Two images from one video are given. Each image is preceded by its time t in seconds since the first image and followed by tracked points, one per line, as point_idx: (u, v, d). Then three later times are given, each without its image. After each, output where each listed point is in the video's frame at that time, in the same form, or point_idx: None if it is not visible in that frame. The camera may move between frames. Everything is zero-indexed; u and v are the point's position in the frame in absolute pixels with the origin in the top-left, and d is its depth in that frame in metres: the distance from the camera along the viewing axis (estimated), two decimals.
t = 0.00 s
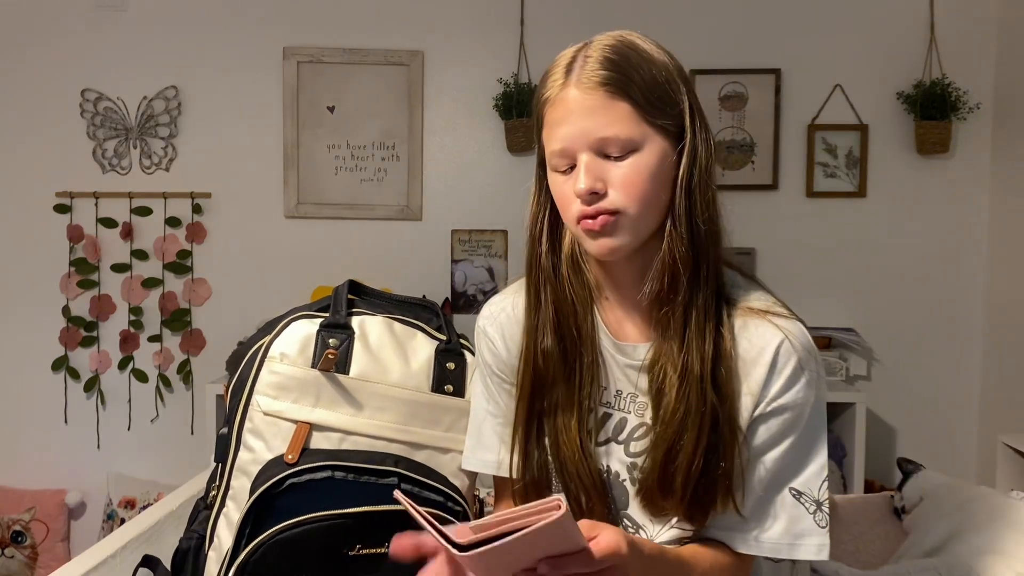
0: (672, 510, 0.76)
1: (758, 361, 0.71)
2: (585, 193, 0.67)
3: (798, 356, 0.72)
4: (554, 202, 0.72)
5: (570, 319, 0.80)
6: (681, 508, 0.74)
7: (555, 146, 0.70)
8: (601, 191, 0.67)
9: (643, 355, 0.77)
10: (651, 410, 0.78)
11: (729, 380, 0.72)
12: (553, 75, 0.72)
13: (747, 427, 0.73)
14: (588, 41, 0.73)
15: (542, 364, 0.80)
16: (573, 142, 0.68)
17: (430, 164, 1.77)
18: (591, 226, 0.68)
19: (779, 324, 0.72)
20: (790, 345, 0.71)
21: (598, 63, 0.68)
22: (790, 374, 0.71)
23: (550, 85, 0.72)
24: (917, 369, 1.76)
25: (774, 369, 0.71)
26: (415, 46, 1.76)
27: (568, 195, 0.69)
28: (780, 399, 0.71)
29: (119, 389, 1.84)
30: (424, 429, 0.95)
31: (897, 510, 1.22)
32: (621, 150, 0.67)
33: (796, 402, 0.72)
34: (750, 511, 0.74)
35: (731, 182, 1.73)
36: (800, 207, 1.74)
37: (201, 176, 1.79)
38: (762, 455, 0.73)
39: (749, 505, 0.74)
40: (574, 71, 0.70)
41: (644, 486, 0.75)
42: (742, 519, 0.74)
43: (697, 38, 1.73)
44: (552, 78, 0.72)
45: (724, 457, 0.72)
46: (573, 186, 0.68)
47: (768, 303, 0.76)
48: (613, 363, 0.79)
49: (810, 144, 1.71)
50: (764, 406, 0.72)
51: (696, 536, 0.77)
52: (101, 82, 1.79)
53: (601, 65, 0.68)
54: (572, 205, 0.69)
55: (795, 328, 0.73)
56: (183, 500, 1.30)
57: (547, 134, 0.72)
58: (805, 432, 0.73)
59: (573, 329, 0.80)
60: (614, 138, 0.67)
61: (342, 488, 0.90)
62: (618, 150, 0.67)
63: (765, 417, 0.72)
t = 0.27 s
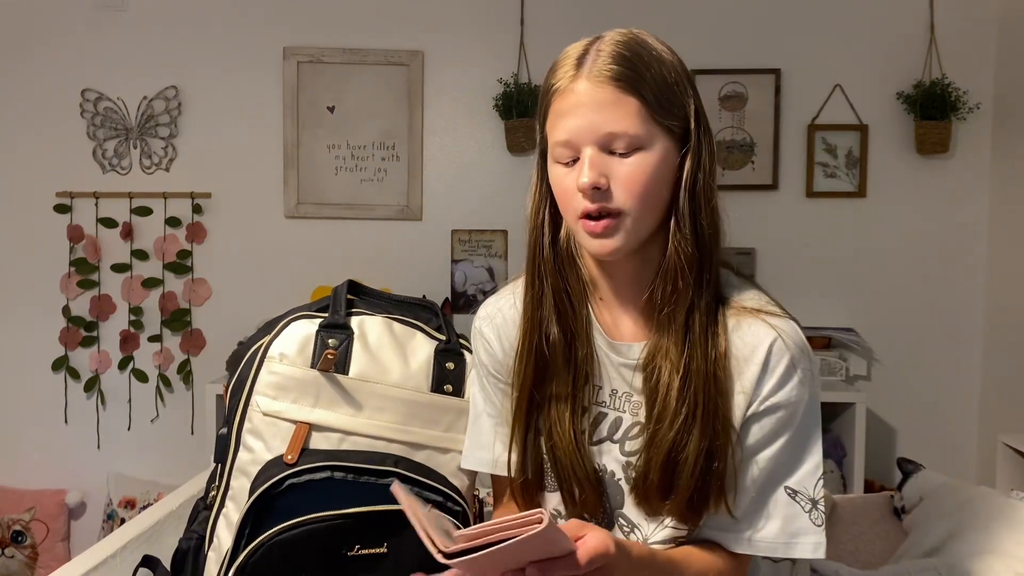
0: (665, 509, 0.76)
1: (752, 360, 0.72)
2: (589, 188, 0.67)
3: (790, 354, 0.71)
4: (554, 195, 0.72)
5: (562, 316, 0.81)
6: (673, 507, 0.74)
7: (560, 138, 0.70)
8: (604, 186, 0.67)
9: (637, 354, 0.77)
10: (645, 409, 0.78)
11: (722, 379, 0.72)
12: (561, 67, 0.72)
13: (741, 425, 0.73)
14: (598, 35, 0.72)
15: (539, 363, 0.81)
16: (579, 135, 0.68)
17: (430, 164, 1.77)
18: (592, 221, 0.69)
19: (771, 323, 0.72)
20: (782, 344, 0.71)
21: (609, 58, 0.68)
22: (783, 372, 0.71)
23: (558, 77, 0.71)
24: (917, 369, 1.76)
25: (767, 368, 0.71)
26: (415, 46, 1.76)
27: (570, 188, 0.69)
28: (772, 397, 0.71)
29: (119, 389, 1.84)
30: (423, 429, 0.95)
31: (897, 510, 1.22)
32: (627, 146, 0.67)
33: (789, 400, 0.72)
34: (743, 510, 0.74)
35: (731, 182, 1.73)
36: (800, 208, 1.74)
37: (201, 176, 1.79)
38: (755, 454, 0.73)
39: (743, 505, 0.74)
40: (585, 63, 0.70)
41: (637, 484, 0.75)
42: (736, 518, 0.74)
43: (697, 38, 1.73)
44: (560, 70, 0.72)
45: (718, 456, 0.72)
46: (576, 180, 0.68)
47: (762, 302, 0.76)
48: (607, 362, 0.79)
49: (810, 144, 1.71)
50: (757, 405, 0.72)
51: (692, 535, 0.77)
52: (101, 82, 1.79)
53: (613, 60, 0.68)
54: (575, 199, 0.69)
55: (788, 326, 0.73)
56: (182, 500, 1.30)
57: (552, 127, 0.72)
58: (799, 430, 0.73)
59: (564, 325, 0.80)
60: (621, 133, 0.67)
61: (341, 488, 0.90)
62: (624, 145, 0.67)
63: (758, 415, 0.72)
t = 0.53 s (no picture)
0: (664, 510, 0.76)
1: (750, 360, 0.72)
2: (583, 190, 0.67)
3: (789, 355, 0.71)
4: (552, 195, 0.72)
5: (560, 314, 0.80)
6: (672, 508, 0.74)
7: (556, 139, 0.70)
8: (599, 188, 0.67)
9: (637, 354, 0.77)
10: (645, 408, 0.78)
11: (721, 379, 0.72)
12: (560, 66, 0.72)
13: (740, 426, 0.73)
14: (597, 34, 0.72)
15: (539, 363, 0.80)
16: (575, 136, 0.68)
17: (430, 164, 1.77)
18: (589, 221, 0.69)
19: (771, 323, 0.72)
20: (781, 344, 0.71)
21: (605, 60, 0.68)
22: (782, 373, 0.71)
23: (556, 75, 0.71)
24: (917, 369, 1.76)
25: (766, 368, 0.71)
26: (414, 46, 1.76)
27: (568, 189, 0.69)
28: (771, 397, 0.71)
29: (119, 389, 1.84)
30: (423, 429, 0.95)
31: (897, 510, 1.22)
32: (623, 148, 0.67)
33: (788, 401, 0.71)
34: (742, 510, 0.74)
35: (731, 182, 1.73)
36: (800, 207, 1.74)
37: (201, 176, 1.79)
38: (754, 455, 0.73)
39: (742, 505, 0.74)
40: (583, 63, 0.69)
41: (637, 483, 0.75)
42: (735, 518, 0.74)
43: (697, 38, 1.73)
44: (559, 69, 0.71)
45: (717, 455, 0.72)
46: (573, 180, 0.68)
47: (761, 302, 0.76)
48: (607, 362, 0.79)
49: (810, 144, 1.71)
50: (756, 405, 0.72)
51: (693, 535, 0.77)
52: (101, 82, 1.79)
53: (609, 62, 0.68)
54: (571, 199, 0.69)
55: (788, 326, 0.73)
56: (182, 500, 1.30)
57: (550, 125, 0.72)
58: (799, 430, 0.73)
59: (562, 324, 0.80)
60: (616, 134, 0.67)
61: (341, 488, 0.90)
62: (619, 146, 0.67)
63: (758, 416, 0.72)
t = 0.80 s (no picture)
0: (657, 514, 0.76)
1: (741, 362, 0.71)
2: (624, 160, 0.67)
3: (780, 357, 0.71)
4: (570, 169, 0.72)
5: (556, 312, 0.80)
6: (664, 514, 0.75)
7: (596, 106, 0.70)
8: (639, 162, 0.67)
9: (630, 355, 0.77)
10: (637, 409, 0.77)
11: (714, 381, 0.72)
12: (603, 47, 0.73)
13: (732, 428, 0.73)
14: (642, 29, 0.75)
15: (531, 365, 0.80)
16: (622, 107, 0.69)
17: (430, 164, 1.77)
18: (615, 195, 0.69)
19: (762, 325, 0.72)
20: (772, 346, 0.71)
21: (662, 47, 0.71)
22: (773, 375, 0.71)
23: (601, 53, 0.73)
24: (917, 369, 1.76)
25: (757, 369, 0.71)
26: (414, 46, 1.76)
27: (597, 161, 0.69)
28: (762, 400, 0.71)
29: (119, 388, 1.84)
30: (423, 429, 0.95)
31: (897, 510, 1.22)
32: (665, 129, 0.69)
33: (779, 403, 0.71)
34: (735, 514, 0.73)
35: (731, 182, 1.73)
36: (800, 207, 1.74)
37: (201, 176, 1.79)
38: (746, 457, 0.73)
39: (735, 508, 0.73)
40: (638, 46, 0.72)
41: (631, 485, 0.75)
42: (728, 522, 0.74)
43: (697, 37, 1.73)
44: (603, 50, 0.73)
45: (710, 456, 0.72)
46: (608, 151, 0.69)
47: (754, 304, 0.76)
48: (600, 363, 0.79)
49: (810, 144, 1.71)
50: (748, 407, 0.71)
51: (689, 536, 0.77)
52: (101, 82, 1.79)
53: (667, 49, 0.71)
54: (600, 170, 0.69)
55: (779, 328, 0.73)
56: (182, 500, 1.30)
57: (585, 100, 0.72)
58: (793, 432, 0.73)
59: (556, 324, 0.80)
60: (665, 114, 0.69)
61: (341, 488, 0.90)
62: (662, 127, 0.69)
63: (750, 418, 0.72)
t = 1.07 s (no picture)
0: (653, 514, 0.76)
1: (735, 362, 0.71)
2: (639, 164, 0.67)
3: (774, 358, 0.70)
4: (580, 165, 0.72)
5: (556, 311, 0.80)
6: (661, 515, 0.75)
7: (613, 105, 0.70)
8: (653, 165, 0.68)
9: (627, 355, 0.77)
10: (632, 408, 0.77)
11: (710, 380, 0.72)
12: (622, 48, 0.73)
13: (726, 429, 0.72)
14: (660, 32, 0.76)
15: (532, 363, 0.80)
16: (639, 109, 0.69)
17: (430, 164, 1.77)
18: (623, 195, 0.69)
19: (756, 325, 0.72)
20: (767, 346, 0.70)
21: (684, 53, 0.72)
22: (766, 375, 0.70)
23: (621, 53, 0.73)
24: (917, 369, 1.76)
25: (751, 369, 0.71)
26: (414, 46, 1.76)
27: (607, 162, 0.69)
28: (756, 400, 0.70)
29: (119, 388, 1.84)
30: (423, 428, 0.95)
31: (897, 510, 1.22)
32: (680, 136, 0.69)
33: (774, 403, 0.70)
34: (730, 517, 0.72)
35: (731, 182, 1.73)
36: (800, 207, 1.74)
37: (201, 176, 1.79)
38: (740, 459, 0.72)
39: (728, 509, 0.72)
40: (659, 50, 0.72)
41: (627, 483, 0.76)
42: (721, 523, 0.73)
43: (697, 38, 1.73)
44: (622, 50, 0.73)
45: (704, 457, 0.72)
46: (620, 153, 0.69)
47: (751, 305, 0.75)
48: (598, 363, 0.80)
49: (810, 144, 1.71)
50: (742, 407, 0.71)
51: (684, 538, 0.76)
52: (101, 82, 1.79)
53: (689, 56, 0.72)
54: (609, 170, 0.69)
55: (774, 329, 0.72)
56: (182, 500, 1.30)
57: (600, 99, 0.72)
58: (789, 434, 0.71)
59: (559, 322, 0.80)
60: (683, 121, 0.69)
61: (341, 486, 0.90)
62: (677, 133, 0.69)
63: (744, 419, 0.71)
